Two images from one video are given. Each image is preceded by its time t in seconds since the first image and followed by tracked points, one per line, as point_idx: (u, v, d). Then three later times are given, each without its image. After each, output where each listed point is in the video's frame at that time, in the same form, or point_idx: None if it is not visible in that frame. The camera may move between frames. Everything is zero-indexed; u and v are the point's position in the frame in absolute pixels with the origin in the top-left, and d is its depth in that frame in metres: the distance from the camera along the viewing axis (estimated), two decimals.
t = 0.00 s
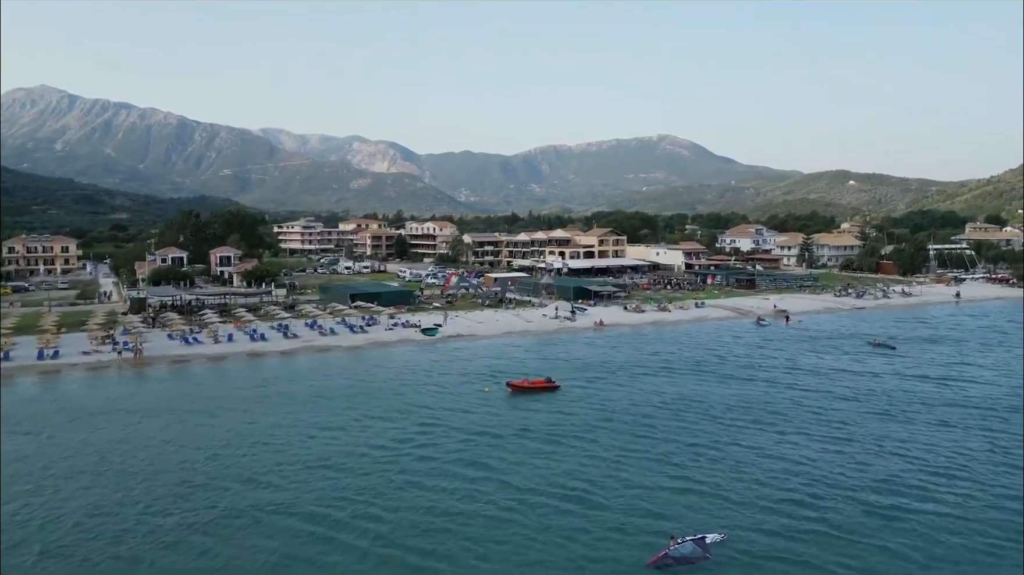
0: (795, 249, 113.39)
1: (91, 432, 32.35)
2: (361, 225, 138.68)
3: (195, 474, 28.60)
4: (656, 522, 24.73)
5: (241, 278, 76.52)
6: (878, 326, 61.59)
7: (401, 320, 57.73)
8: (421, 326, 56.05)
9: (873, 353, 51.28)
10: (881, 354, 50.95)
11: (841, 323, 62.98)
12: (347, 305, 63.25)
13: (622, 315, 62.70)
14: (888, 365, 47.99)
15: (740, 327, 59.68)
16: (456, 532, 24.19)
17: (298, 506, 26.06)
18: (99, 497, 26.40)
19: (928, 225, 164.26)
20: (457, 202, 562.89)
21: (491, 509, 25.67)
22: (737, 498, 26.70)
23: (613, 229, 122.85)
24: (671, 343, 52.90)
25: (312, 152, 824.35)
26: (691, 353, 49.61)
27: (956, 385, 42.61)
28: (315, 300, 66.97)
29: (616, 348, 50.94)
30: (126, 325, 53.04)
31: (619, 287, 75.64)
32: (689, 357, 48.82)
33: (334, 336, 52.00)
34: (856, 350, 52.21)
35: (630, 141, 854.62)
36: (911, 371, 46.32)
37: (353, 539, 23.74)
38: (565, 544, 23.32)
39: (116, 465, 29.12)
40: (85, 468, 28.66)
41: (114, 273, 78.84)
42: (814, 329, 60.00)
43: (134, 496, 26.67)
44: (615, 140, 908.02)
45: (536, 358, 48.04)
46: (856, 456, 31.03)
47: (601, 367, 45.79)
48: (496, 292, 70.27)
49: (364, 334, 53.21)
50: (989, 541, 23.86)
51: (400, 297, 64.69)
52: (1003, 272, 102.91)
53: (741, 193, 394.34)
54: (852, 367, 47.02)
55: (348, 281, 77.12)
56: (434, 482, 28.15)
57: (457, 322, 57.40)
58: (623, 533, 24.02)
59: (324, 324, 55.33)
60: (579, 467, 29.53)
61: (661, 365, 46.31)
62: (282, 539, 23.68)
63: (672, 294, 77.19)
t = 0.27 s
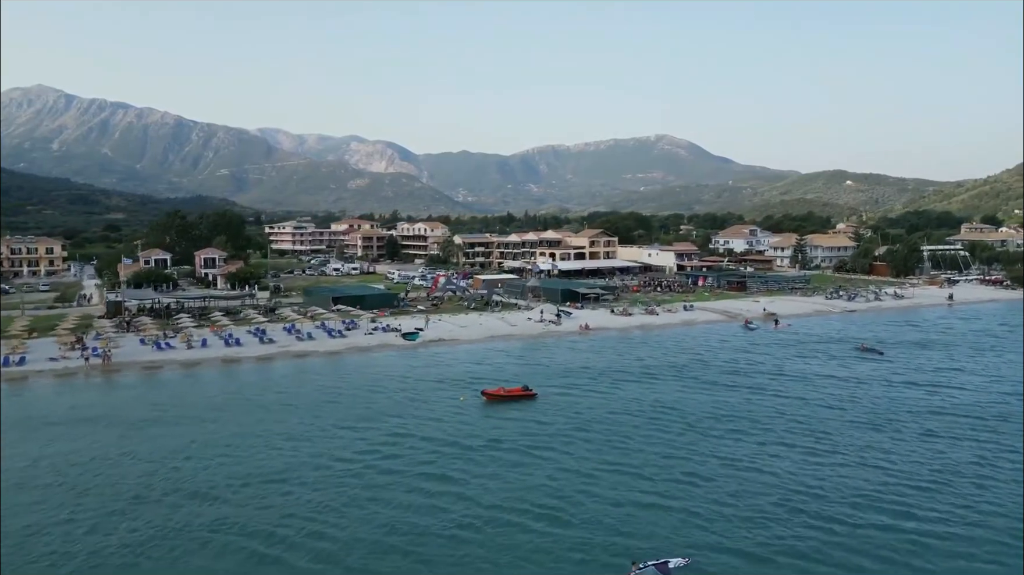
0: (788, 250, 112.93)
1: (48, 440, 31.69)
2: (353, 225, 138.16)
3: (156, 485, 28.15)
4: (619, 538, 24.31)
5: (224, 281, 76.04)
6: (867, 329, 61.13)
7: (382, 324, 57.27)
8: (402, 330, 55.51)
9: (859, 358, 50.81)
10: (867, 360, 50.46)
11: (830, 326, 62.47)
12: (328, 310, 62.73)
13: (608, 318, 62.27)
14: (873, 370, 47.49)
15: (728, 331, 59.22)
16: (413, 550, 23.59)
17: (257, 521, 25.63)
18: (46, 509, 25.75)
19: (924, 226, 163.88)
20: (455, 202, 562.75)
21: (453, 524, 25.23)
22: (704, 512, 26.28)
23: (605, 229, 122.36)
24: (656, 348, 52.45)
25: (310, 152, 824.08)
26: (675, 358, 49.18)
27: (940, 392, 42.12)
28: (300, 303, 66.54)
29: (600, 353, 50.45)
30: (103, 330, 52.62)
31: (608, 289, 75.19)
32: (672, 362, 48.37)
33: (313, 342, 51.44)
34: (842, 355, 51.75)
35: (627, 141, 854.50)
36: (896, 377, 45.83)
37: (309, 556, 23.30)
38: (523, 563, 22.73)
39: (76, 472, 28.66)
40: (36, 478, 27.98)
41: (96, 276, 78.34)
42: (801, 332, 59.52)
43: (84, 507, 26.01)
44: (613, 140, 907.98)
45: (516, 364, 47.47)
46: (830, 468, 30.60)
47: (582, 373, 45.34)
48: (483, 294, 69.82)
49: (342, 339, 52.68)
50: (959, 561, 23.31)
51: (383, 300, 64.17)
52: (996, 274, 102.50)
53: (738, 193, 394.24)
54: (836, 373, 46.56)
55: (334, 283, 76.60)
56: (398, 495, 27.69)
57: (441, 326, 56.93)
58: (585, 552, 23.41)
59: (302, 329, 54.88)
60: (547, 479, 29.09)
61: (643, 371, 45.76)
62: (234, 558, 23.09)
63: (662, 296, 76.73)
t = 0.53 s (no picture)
0: (782, 250, 112.36)
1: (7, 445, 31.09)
2: (345, 225, 137.59)
3: (111, 492, 27.46)
4: (581, 552, 23.68)
5: (207, 281, 75.35)
6: (856, 331, 60.50)
7: (363, 326, 56.68)
8: (382, 332, 54.93)
9: (846, 361, 50.14)
10: (854, 363, 49.80)
11: (820, 328, 61.87)
12: (310, 311, 62.12)
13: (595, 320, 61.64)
14: (858, 374, 46.82)
15: (715, 333, 58.59)
16: (368, 565, 22.95)
17: (212, 534, 24.98)
18: None
19: (920, 226, 163.36)
20: (453, 203, 562.37)
21: (413, 538, 24.60)
22: (672, 524, 25.64)
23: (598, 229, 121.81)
24: (640, 350, 51.83)
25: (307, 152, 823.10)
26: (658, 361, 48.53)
27: (925, 397, 41.46)
28: (283, 304, 65.92)
29: (583, 356, 49.80)
30: (79, 333, 52.01)
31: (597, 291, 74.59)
32: (655, 365, 47.72)
33: (290, 345, 50.83)
34: (829, 358, 51.11)
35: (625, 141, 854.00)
36: (882, 381, 45.16)
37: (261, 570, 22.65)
38: None
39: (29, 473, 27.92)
40: None
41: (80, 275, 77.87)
42: (789, 334, 58.89)
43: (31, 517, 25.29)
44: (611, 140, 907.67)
45: (496, 367, 46.87)
46: (805, 477, 29.96)
47: (562, 377, 44.69)
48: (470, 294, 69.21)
49: (320, 342, 52.05)
50: None
51: (366, 301, 63.56)
52: (991, 274, 102.03)
53: (736, 193, 393.60)
54: (821, 377, 45.90)
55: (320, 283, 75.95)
56: (360, 507, 27.04)
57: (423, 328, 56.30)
58: (545, 567, 22.74)
59: (280, 331, 54.29)
60: (514, 489, 28.47)
61: (625, 375, 45.12)
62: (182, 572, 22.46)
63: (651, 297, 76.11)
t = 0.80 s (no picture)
0: (775, 250, 111.88)
1: None
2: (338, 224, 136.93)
3: (64, 497, 26.83)
4: (542, 562, 23.06)
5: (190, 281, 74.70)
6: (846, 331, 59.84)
7: (343, 326, 56.05)
8: (361, 333, 54.27)
9: (833, 363, 49.49)
10: (841, 364, 49.15)
11: (809, 329, 61.28)
12: (291, 311, 61.46)
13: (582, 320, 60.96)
14: (844, 376, 46.17)
15: (702, 333, 57.94)
16: None
17: (163, 543, 24.36)
18: None
19: (916, 226, 162.94)
20: (450, 202, 561.57)
21: (372, 547, 23.99)
22: (637, 532, 25.05)
23: (591, 229, 121.19)
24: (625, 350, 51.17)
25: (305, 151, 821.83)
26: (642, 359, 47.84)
27: (910, 401, 40.82)
28: (267, 304, 65.26)
29: (566, 358, 49.15)
30: (53, 332, 51.33)
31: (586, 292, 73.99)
32: (638, 366, 47.05)
33: (266, 346, 50.20)
34: (815, 359, 50.47)
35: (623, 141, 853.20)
36: (867, 383, 44.52)
37: None
38: None
39: None
40: None
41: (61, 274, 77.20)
42: (777, 335, 58.25)
43: None
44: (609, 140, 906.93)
45: (475, 369, 46.23)
46: (779, 482, 29.35)
47: (543, 379, 44.02)
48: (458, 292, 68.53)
49: (297, 343, 51.41)
50: None
51: (348, 301, 62.89)
52: (986, 274, 101.49)
53: (733, 193, 392.93)
54: (805, 379, 45.27)
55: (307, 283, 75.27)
56: (320, 515, 26.43)
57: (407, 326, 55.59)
58: None
59: (257, 331, 53.64)
60: (480, 496, 27.85)
61: (606, 377, 44.51)
62: None
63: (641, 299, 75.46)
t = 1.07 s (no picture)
0: (769, 248, 111.08)
1: None
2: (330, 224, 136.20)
3: (9, 500, 26.10)
4: (503, 568, 22.35)
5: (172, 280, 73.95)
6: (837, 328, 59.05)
7: (322, 325, 55.27)
8: (340, 332, 53.48)
9: (821, 361, 48.72)
10: (829, 363, 48.37)
11: (799, 326, 60.55)
12: (272, 309, 60.68)
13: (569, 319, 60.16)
14: (830, 375, 45.43)
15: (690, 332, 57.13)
16: None
17: (103, 549, 23.57)
18: None
19: (914, 225, 161.84)
20: (447, 202, 560.28)
21: (330, 553, 23.28)
22: (602, 536, 24.30)
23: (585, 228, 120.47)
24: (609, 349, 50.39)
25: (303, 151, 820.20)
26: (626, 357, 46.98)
27: (896, 400, 40.12)
28: (250, 303, 64.38)
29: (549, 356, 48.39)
30: (26, 331, 50.58)
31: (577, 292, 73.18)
32: (621, 364, 46.21)
33: (242, 345, 49.45)
34: (803, 358, 49.67)
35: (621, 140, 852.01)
36: (854, 381, 43.77)
37: None
38: None
39: None
40: None
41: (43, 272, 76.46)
42: (766, 333, 57.47)
43: None
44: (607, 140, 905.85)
45: (454, 368, 45.49)
46: (754, 483, 28.60)
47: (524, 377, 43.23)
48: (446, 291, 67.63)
49: (274, 342, 50.65)
50: None
51: (331, 299, 62.11)
52: (981, 273, 100.76)
53: (731, 193, 391.87)
54: (792, 377, 44.51)
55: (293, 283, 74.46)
56: (275, 520, 25.66)
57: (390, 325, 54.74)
58: None
59: (233, 331, 52.87)
60: (445, 499, 27.08)
61: (588, 375, 43.77)
62: None
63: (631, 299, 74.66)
